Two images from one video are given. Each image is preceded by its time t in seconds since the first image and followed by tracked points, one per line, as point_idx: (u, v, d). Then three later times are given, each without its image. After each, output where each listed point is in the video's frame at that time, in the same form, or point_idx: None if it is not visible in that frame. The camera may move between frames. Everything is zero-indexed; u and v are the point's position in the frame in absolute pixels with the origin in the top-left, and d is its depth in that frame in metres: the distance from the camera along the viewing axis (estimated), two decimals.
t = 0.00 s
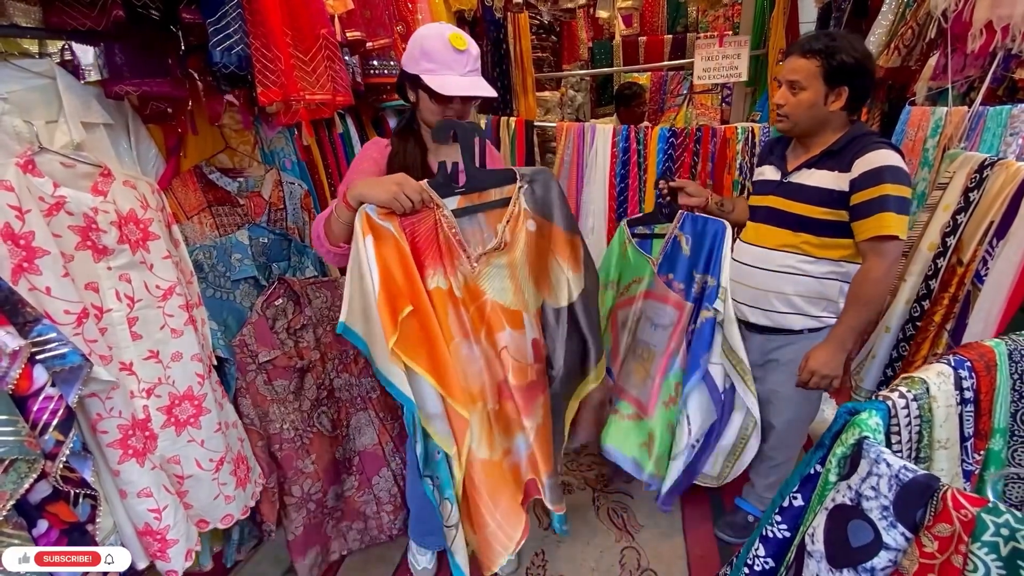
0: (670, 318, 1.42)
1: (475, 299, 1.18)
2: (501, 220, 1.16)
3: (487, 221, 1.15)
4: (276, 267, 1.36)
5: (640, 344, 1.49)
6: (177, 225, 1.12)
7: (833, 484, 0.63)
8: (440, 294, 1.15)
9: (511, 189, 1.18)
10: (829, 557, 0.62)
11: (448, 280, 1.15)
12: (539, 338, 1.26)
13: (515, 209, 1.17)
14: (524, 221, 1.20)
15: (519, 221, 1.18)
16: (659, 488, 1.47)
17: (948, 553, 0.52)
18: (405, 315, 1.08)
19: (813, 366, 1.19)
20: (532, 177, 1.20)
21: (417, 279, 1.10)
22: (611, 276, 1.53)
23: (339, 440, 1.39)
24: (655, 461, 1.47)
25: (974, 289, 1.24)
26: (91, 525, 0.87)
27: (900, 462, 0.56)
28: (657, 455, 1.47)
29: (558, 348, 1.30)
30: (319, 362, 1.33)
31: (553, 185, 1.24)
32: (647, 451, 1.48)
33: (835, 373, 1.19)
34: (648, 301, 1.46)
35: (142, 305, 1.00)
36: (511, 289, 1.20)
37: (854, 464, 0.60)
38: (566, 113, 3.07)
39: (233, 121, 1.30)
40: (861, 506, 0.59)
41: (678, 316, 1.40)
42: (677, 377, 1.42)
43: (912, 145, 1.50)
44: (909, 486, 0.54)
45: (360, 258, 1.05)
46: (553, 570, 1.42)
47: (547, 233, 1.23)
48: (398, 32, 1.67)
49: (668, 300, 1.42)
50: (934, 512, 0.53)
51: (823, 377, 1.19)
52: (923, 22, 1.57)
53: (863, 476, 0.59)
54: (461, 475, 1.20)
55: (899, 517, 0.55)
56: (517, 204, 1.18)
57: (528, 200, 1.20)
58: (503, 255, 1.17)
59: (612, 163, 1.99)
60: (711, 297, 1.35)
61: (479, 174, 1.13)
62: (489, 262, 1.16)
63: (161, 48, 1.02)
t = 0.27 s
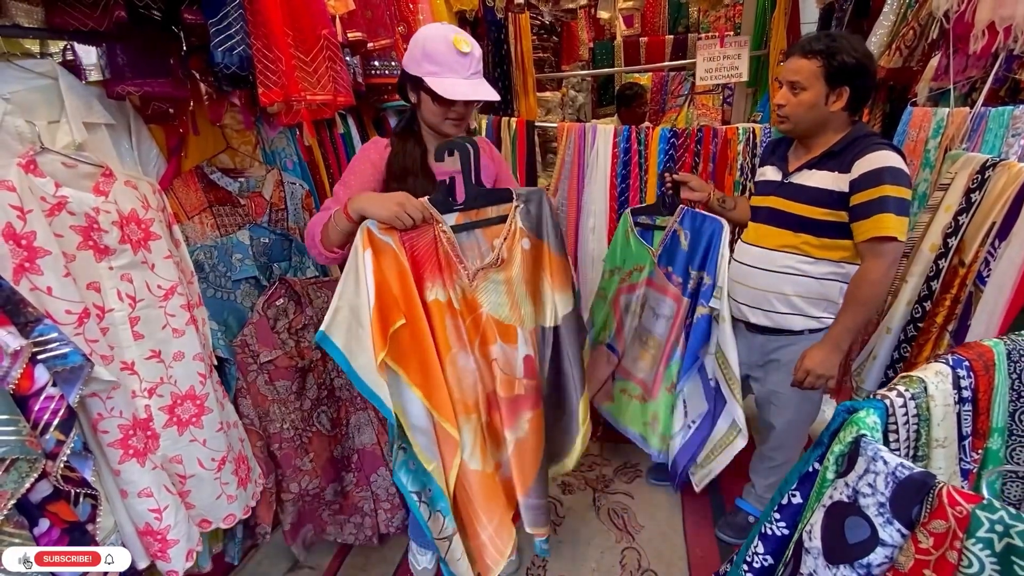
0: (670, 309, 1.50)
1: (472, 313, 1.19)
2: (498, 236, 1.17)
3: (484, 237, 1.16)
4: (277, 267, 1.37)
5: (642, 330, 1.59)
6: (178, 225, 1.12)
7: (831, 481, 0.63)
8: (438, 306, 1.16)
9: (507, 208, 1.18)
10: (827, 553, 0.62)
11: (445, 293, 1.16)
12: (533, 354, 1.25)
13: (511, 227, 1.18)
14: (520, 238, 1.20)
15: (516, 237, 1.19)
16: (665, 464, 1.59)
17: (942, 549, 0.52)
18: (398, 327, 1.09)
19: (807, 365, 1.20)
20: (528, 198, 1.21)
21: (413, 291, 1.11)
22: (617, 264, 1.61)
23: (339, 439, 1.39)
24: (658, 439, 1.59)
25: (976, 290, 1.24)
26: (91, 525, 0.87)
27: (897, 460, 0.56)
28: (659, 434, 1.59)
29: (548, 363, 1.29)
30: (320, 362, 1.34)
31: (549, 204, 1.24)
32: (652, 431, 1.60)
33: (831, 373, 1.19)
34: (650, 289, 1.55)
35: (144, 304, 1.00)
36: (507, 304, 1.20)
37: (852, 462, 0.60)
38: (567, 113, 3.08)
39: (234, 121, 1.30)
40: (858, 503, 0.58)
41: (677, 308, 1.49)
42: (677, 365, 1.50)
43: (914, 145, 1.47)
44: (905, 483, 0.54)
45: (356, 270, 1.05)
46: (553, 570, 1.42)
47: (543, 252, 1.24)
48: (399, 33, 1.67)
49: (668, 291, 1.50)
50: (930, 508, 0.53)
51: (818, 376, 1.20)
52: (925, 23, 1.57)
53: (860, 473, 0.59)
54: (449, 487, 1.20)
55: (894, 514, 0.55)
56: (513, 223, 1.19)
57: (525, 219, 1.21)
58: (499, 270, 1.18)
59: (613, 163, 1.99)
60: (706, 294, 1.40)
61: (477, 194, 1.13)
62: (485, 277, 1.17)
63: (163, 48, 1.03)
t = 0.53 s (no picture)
0: (669, 305, 1.53)
1: (472, 315, 1.19)
2: (495, 238, 1.18)
3: (482, 240, 1.17)
4: (278, 267, 1.38)
5: (642, 324, 1.61)
6: (180, 225, 1.12)
7: (829, 477, 0.63)
8: (441, 308, 1.16)
9: (502, 211, 1.18)
10: (824, 548, 0.62)
11: (447, 295, 1.17)
12: (531, 354, 1.24)
13: (506, 230, 1.18)
14: (516, 239, 1.20)
15: (512, 239, 1.19)
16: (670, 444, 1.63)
17: (938, 543, 0.52)
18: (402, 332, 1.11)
19: (805, 364, 1.20)
20: (521, 200, 1.20)
21: (416, 295, 1.12)
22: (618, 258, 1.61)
23: (336, 437, 1.40)
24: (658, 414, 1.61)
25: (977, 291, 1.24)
26: (92, 524, 0.87)
27: (894, 455, 0.56)
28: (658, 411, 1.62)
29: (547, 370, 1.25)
30: (319, 361, 1.35)
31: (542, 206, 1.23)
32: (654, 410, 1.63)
33: (829, 372, 1.19)
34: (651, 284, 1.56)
35: (147, 304, 1.00)
36: (506, 306, 1.20)
37: (850, 457, 0.60)
38: (568, 114, 3.09)
39: (236, 121, 1.31)
40: (856, 499, 0.59)
41: (676, 305, 1.51)
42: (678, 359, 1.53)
43: (915, 146, 1.50)
44: (902, 478, 0.54)
45: (361, 276, 1.07)
46: (553, 570, 1.42)
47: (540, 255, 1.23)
48: (401, 33, 1.67)
49: (667, 287, 1.53)
50: (927, 503, 0.53)
51: (815, 375, 1.20)
52: (926, 24, 1.57)
53: (858, 469, 0.59)
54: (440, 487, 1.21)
55: (891, 509, 0.55)
56: (508, 224, 1.19)
57: (520, 222, 1.21)
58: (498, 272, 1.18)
59: (614, 163, 2.00)
60: (703, 294, 1.45)
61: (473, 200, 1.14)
62: (485, 279, 1.18)
63: (166, 48, 1.04)
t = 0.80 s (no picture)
0: (673, 302, 1.56)
1: (467, 314, 1.20)
2: (491, 240, 1.18)
3: (478, 242, 1.17)
4: (279, 266, 1.38)
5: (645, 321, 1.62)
6: (182, 224, 1.13)
7: (828, 474, 0.64)
8: (438, 305, 1.17)
9: (498, 216, 1.19)
10: (823, 544, 0.62)
11: (444, 294, 1.17)
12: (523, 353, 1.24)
13: (501, 234, 1.19)
14: (509, 243, 1.20)
15: (505, 243, 1.19)
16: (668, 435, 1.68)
17: (934, 540, 0.52)
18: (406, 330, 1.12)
19: (812, 366, 1.19)
20: (517, 205, 1.19)
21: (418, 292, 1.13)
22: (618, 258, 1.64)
23: (334, 435, 1.41)
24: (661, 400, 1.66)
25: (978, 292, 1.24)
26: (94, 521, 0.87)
27: (892, 453, 0.56)
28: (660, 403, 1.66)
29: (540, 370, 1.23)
30: (319, 360, 1.36)
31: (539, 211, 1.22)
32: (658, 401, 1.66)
33: (834, 374, 1.19)
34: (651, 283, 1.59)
35: (149, 302, 1.01)
36: (501, 307, 1.21)
37: (848, 454, 0.61)
38: (570, 114, 3.10)
39: (238, 121, 1.31)
40: (854, 496, 0.59)
41: (679, 302, 1.54)
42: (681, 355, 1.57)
43: (917, 147, 1.49)
44: (899, 475, 0.55)
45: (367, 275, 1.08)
46: (554, 570, 1.42)
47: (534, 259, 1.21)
48: (403, 34, 1.68)
49: (669, 285, 1.55)
50: (924, 500, 0.53)
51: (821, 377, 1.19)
52: (928, 24, 1.57)
53: (856, 466, 0.59)
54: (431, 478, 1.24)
55: (889, 505, 0.55)
56: (503, 229, 1.19)
57: (516, 226, 1.20)
58: (493, 273, 1.19)
59: (615, 163, 2.00)
60: (700, 292, 1.49)
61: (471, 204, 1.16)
62: (480, 279, 1.18)
63: (169, 48, 1.04)
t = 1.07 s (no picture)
0: (684, 299, 1.55)
1: (461, 316, 1.20)
2: (491, 249, 1.18)
3: (478, 249, 1.18)
4: (281, 266, 1.39)
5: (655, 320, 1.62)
6: (184, 224, 1.13)
7: (828, 472, 0.64)
8: (432, 306, 1.18)
9: (501, 226, 1.18)
10: (822, 542, 0.62)
11: (439, 296, 1.18)
12: (512, 357, 1.23)
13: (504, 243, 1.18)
14: (509, 254, 1.19)
15: (505, 253, 1.19)
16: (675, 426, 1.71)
17: (933, 538, 0.52)
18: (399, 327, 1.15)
19: (821, 371, 1.20)
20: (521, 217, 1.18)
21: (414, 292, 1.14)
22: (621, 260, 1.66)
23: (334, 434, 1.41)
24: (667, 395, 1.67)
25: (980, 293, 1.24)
26: (97, 520, 0.87)
27: (891, 452, 0.56)
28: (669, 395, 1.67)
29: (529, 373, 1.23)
30: (320, 360, 1.36)
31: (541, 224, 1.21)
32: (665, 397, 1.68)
33: (845, 377, 1.19)
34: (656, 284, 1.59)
35: (152, 301, 1.01)
36: (494, 310, 1.21)
37: (848, 453, 0.61)
38: (571, 114, 3.09)
39: (241, 121, 1.33)
40: (853, 494, 0.59)
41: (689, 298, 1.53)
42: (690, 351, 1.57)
43: (919, 148, 1.50)
44: (899, 474, 0.55)
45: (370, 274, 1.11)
46: (554, 570, 1.42)
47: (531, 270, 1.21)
48: (406, 34, 1.68)
49: (677, 284, 1.55)
50: (922, 498, 0.53)
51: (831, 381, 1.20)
52: (931, 25, 1.57)
53: (856, 465, 0.59)
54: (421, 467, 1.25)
55: (888, 504, 0.56)
56: (505, 239, 1.18)
57: (517, 238, 1.19)
58: (489, 280, 1.19)
59: (617, 164, 2.00)
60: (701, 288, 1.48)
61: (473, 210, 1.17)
62: (475, 284, 1.18)
63: (172, 49, 1.05)
